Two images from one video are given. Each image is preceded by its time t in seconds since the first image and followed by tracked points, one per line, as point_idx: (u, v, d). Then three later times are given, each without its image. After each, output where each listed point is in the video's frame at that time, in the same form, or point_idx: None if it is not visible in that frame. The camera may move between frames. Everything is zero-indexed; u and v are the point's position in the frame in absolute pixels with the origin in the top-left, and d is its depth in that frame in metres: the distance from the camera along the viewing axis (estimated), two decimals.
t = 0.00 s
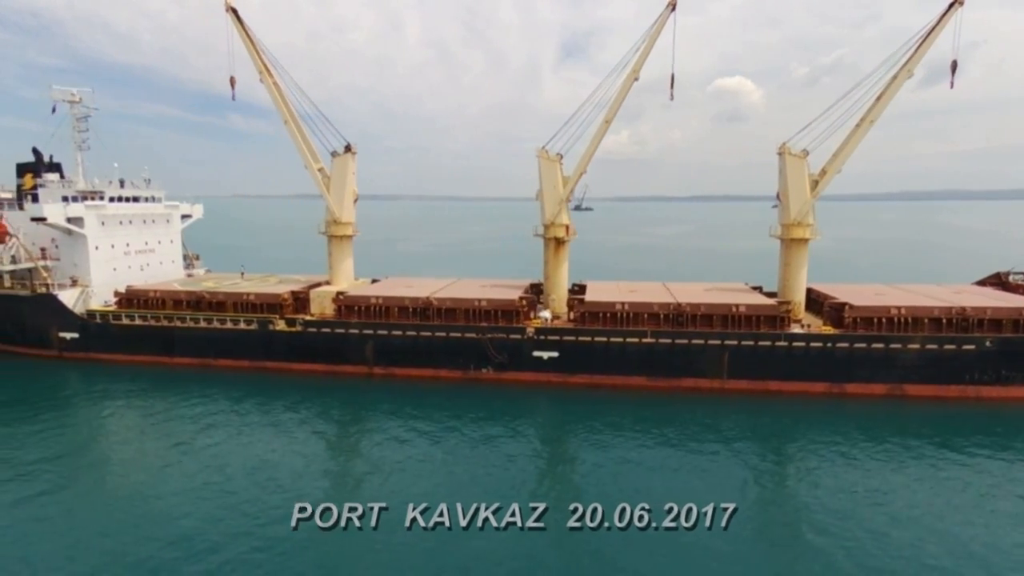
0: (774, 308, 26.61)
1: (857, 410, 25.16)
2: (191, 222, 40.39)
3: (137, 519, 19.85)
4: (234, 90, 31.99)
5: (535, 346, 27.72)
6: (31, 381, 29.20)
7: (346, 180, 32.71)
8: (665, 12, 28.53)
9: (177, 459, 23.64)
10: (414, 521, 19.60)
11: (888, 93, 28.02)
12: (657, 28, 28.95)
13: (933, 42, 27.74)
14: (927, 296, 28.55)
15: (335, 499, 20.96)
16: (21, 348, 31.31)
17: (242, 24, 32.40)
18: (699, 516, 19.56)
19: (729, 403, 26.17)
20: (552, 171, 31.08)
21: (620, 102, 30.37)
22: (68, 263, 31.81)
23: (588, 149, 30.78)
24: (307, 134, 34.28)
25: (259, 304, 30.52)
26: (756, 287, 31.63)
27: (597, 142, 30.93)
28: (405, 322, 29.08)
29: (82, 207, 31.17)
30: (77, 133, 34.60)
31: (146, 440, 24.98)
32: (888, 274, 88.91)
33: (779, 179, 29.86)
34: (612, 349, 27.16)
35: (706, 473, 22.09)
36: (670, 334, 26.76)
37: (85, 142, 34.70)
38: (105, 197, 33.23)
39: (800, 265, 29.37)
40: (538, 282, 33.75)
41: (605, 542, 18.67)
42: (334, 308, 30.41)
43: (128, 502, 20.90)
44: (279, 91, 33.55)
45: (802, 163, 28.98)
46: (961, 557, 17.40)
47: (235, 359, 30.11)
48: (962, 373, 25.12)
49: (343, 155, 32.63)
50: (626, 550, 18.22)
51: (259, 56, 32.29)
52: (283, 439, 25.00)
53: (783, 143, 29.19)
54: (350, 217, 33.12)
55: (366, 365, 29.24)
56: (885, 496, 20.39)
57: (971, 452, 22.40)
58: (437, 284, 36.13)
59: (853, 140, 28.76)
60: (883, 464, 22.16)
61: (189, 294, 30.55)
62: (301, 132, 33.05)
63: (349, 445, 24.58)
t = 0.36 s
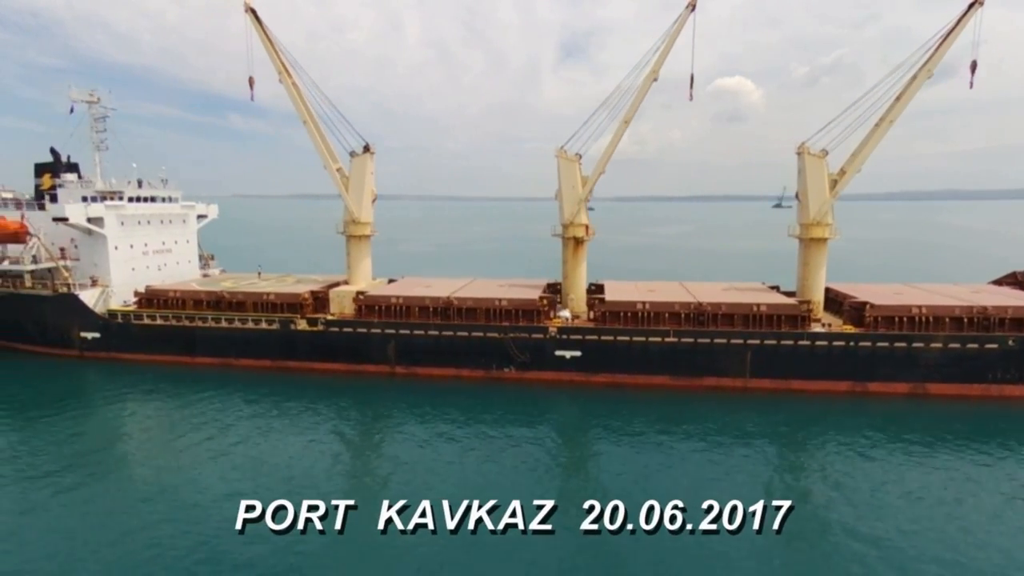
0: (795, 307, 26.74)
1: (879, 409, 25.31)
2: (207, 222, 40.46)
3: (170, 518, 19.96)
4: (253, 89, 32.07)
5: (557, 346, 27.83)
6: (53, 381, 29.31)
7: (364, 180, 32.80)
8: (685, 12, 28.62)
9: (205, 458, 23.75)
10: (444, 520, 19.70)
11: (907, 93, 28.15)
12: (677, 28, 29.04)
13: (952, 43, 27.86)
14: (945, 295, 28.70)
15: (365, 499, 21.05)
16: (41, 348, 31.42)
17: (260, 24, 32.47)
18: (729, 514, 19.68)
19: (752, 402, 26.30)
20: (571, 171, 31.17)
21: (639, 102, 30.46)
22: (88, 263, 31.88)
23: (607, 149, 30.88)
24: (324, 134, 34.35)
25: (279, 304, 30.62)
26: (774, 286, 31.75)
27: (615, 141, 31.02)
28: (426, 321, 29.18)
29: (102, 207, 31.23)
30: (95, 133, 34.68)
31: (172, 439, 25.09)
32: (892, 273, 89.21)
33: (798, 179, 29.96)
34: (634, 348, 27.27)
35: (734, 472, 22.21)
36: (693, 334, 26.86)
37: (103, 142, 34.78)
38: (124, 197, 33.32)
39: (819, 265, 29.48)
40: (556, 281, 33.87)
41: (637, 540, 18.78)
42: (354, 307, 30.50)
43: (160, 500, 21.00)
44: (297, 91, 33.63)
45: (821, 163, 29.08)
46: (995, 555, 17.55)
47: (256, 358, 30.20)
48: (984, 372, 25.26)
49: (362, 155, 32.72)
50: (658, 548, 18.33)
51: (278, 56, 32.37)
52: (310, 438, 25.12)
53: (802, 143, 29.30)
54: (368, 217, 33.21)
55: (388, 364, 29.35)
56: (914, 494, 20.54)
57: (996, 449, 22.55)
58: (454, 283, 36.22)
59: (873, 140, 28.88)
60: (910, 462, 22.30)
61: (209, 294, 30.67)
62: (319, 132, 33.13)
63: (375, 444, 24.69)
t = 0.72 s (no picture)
0: (807, 305, 27.03)
1: (893, 406, 25.64)
2: (213, 222, 40.29)
3: (196, 518, 19.98)
4: (264, 89, 32.01)
5: (572, 344, 27.98)
6: (65, 381, 29.20)
7: (375, 180, 32.81)
8: (696, 13, 28.84)
9: (224, 458, 23.75)
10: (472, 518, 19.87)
11: (916, 94, 28.52)
12: (688, 28, 29.24)
13: (960, 44, 28.24)
14: (953, 293, 29.12)
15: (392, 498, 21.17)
16: (52, 348, 31.27)
17: (270, 23, 32.39)
18: (749, 513, 19.91)
19: (767, 400, 26.56)
20: (582, 170, 31.33)
21: (651, 102, 30.65)
22: (97, 263, 31.70)
23: (619, 149, 31.06)
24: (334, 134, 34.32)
25: (292, 304, 30.60)
26: (783, 285, 32.07)
27: (627, 141, 31.21)
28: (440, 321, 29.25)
29: (112, 207, 31.08)
30: (103, 132, 34.49)
31: (190, 439, 25.08)
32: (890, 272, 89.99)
33: (808, 179, 30.24)
34: (649, 347, 27.46)
35: (752, 470, 22.46)
36: (708, 332, 27.06)
37: (110, 141, 34.56)
38: (133, 197, 33.16)
39: (829, 264, 29.79)
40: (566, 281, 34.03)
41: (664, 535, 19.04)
42: (367, 307, 30.56)
43: (183, 501, 20.98)
44: (306, 91, 33.58)
45: (831, 163, 29.36)
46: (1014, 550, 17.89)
47: (269, 358, 30.14)
48: (995, 369, 25.66)
49: (372, 155, 32.72)
50: (686, 545, 18.56)
51: (288, 55, 32.32)
52: (328, 438, 25.16)
53: (812, 143, 29.59)
54: (379, 217, 33.23)
55: (403, 364, 29.40)
56: (931, 490, 20.86)
57: (1010, 445, 22.93)
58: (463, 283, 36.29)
59: (881, 140, 29.24)
60: (924, 458, 22.63)
61: (221, 294, 30.61)
62: (330, 132, 33.11)
63: (393, 444, 24.73)
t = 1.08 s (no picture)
0: (815, 304, 27.37)
1: (902, 403, 26.01)
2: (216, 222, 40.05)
3: (217, 519, 19.92)
4: (271, 89, 31.89)
5: (584, 344, 28.13)
6: (73, 383, 28.96)
7: (383, 180, 32.80)
8: (705, 14, 29.08)
9: (241, 459, 23.68)
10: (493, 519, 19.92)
11: (920, 95, 28.95)
12: (697, 29, 29.49)
13: (964, 46, 28.68)
14: (957, 292, 29.60)
15: (411, 498, 21.19)
16: (59, 350, 31.02)
17: (278, 23, 32.28)
18: (757, 510, 20.10)
19: (778, 398, 26.85)
20: (592, 170, 31.49)
21: (659, 103, 30.86)
22: (103, 263, 31.44)
23: (627, 149, 31.26)
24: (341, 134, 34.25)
25: (301, 304, 30.54)
26: (789, 284, 32.42)
27: (636, 141, 31.40)
28: (450, 321, 29.31)
29: (119, 207, 30.85)
30: (107, 132, 34.21)
31: (204, 441, 24.97)
32: (882, 271, 90.97)
33: (814, 179, 30.58)
34: (662, 345, 27.67)
35: (767, 468, 22.73)
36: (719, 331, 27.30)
37: (114, 141, 34.30)
38: (139, 197, 32.92)
39: (836, 263, 30.16)
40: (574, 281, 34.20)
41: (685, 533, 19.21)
42: (377, 307, 30.58)
43: (202, 502, 20.91)
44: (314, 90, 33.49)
45: (837, 163, 29.72)
46: None
47: (280, 358, 30.05)
48: (1001, 366, 26.11)
49: (381, 155, 32.70)
50: (709, 542, 18.78)
51: (295, 54, 32.21)
52: (344, 439, 25.13)
53: (819, 143, 29.93)
54: (387, 217, 33.21)
55: (415, 363, 29.44)
56: (945, 486, 21.22)
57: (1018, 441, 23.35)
58: (470, 283, 36.35)
59: (887, 141, 29.65)
60: (940, 454, 22.96)
61: (229, 295, 30.47)
62: (338, 132, 33.04)
63: (410, 443, 24.78)
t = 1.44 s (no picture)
0: (836, 303, 27.53)
1: (925, 402, 26.17)
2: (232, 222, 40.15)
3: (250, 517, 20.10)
4: (291, 89, 32.01)
5: (607, 343, 28.26)
6: (96, 384, 29.09)
7: (402, 180, 32.92)
8: (725, 15, 29.23)
9: (270, 458, 23.82)
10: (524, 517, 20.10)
11: (939, 96, 29.10)
12: (717, 30, 29.64)
13: (983, 47, 28.83)
14: (975, 292, 29.76)
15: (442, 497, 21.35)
16: (81, 349, 31.17)
17: (297, 24, 32.40)
18: (762, 509, 20.28)
19: (801, 397, 27.00)
20: (610, 171, 31.62)
21: (678, 103, 31.00)
22: (124, 263, 31.55)
23: (646, 150, 31.39)
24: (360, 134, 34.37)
25: (322, 304, 30.65)
26: (806, 284, 32.57)
27: (654, 142, 31.54)
28: (472, 321, 29.43)
29: (139, 207, 30.96)
30: (126, 132, 34.32)
31: (231, 440, 25.12)
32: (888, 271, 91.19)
33: (833, 179, 30.73)
34: (684, 345, 27.80)
35: (794, 467, 22.88)
36: (742, 330, 27.45)
37: (133, 141, 34.42)
38: (159, 197, 33.03)
39: (854, 263, 30.32)
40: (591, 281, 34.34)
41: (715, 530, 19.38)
42: (398, 306, 30.69)
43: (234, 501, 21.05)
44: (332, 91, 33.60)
45: (857, 163, 29.86)
46: None
47: (303, 358, 30.17)
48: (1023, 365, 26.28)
49: (400, 155, 32.82)
50: (738, 539, 18.95)
51: (315, 55, 32.35)
52: (371, 439, 25.25)
53: (837, 144, 30.08)
54: (406, 217, 33.34)
55: (437, 363, 29.57)
56: (972, 485, 21.39)
57: None
58: (487, 282, 36.46)
59: (905, 142, 29.82)
60: (965, 453, 23.13)
61: (250, 295, 30.58)
62: (357, 132, 33.15)
63: (437, 443, 24.91)
